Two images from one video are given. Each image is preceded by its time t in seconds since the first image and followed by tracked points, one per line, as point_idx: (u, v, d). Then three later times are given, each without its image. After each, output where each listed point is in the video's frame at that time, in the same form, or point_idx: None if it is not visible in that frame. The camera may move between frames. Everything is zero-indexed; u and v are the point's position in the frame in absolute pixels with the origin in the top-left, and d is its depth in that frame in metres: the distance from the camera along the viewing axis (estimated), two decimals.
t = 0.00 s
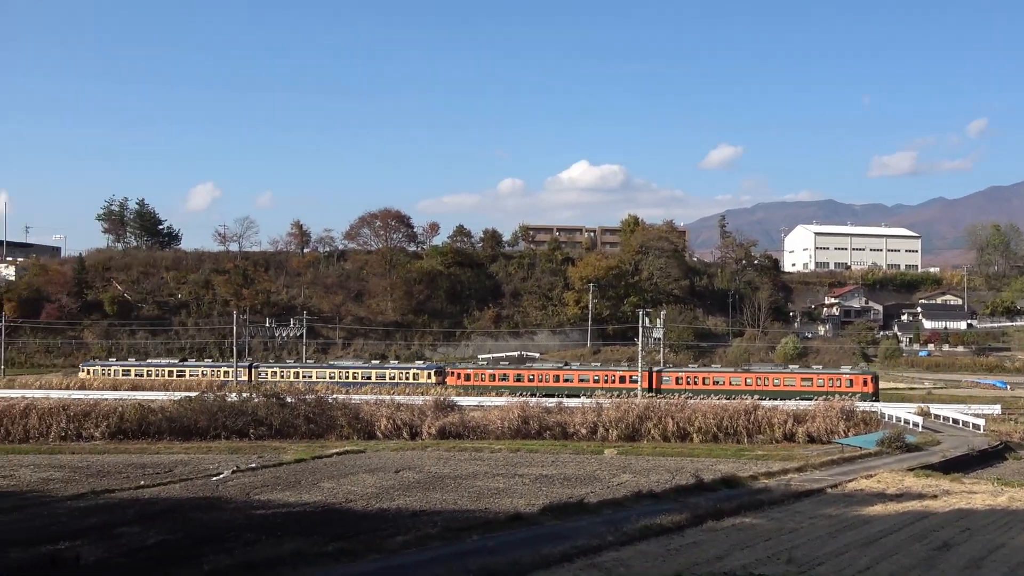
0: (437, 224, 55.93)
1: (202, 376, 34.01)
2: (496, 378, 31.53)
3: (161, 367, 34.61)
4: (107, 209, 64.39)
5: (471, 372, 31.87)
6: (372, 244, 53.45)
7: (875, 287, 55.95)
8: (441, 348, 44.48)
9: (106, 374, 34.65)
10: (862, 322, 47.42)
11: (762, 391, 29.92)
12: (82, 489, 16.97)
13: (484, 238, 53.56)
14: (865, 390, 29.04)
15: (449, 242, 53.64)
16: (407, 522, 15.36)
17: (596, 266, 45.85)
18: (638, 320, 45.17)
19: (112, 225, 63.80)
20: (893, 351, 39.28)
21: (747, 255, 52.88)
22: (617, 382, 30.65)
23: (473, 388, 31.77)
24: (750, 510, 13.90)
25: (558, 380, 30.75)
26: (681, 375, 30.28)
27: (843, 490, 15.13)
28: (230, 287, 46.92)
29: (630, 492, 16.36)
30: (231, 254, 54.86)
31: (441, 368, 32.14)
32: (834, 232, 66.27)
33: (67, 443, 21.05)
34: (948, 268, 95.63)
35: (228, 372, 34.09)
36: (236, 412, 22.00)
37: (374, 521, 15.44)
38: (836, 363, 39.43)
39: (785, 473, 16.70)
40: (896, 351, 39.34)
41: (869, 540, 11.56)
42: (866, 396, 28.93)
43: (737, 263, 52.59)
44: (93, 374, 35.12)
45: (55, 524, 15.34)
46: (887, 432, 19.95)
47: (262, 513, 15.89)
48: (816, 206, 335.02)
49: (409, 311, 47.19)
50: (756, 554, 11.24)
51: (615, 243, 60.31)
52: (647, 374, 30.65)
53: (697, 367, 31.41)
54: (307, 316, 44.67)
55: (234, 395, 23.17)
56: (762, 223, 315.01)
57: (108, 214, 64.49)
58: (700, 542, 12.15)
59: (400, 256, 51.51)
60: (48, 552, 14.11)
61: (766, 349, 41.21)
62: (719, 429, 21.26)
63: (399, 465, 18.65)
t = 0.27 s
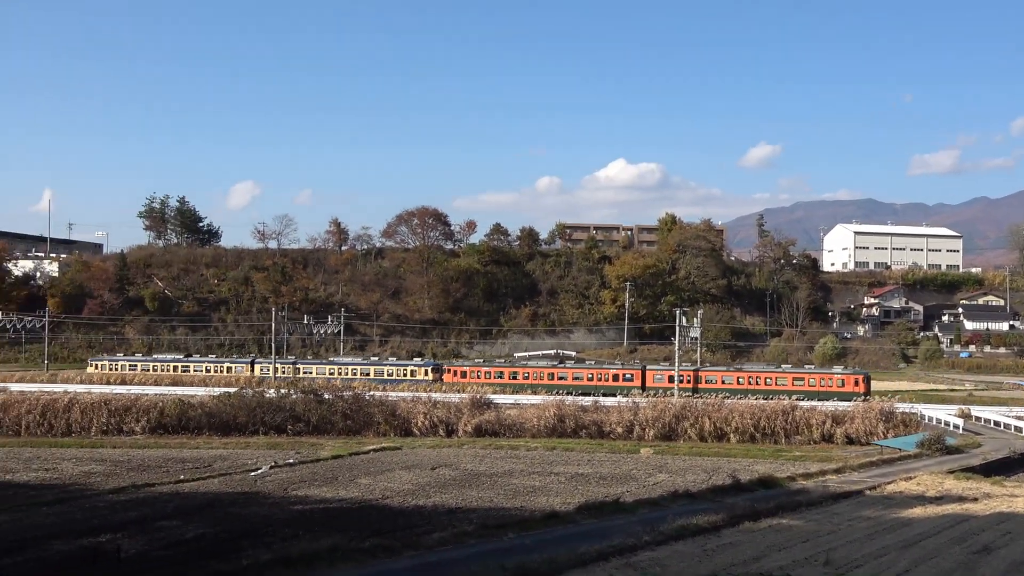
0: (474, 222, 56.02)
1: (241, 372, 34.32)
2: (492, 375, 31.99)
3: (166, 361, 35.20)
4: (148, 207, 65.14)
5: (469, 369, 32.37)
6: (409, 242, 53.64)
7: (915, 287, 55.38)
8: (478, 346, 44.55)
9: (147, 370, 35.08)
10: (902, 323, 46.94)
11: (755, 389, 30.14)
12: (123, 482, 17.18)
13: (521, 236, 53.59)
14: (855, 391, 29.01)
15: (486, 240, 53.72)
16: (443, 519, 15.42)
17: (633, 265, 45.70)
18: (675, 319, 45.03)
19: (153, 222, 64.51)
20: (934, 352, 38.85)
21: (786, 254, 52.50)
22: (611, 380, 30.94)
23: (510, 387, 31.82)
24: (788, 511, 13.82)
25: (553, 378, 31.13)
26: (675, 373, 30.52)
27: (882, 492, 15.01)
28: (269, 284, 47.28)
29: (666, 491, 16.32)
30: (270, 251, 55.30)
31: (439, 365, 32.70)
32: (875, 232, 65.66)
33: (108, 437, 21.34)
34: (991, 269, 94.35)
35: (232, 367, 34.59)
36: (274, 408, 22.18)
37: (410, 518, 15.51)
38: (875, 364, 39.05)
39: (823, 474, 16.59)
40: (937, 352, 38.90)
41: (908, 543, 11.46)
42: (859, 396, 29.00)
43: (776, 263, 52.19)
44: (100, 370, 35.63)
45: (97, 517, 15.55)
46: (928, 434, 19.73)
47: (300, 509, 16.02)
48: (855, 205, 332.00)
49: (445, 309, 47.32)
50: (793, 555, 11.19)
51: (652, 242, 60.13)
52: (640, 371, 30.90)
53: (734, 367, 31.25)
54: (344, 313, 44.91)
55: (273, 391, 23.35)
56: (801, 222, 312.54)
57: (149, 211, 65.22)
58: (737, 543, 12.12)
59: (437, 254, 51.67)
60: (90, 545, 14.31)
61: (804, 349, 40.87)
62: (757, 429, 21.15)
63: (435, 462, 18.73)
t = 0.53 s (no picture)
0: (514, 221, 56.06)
1: (283, 370, 34.62)
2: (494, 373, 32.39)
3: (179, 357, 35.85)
4: (192, 207, 65.90)
5: (471, 367, 32.78)
6: (449, 241, 53.78)
7: (960, 287, 54.68)
8: (518, 345, 44.58)
9: (191, 368, 35.50)
10: (947, 323, 46.37)
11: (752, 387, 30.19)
12: (168, 479, 17.38)
13: (560, 235, 53.61)
14: (852, 391, 28.99)
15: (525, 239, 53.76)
16: (484, 518, 15.46)
17: (673, 265, 45.51)
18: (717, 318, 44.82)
19: (197, 222, 65.26)
20: (979, 352, 38.33)
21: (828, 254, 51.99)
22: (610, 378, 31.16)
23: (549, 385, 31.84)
24: (830, 512, 13.72)
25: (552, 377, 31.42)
26: (673, 371, 30.67)
27: (926, 494, 14.84)
28: (311, 283, 47.62)
29: (707, 492, 16.25)
30: (312, 251, 55.72)
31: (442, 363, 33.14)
32: (919, 231, 64.95)
33: (153, 435, 21.60)
34: None
35: (240, 365, 35.13)
36: (316, 407, 22.32)
37: (451, 517, 15.56)
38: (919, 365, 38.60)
39: (867, 475, 16.44)
40: (982, 352, 38.39)
41: (953, 545, 11.33)
42: (854, 396, 29.08)
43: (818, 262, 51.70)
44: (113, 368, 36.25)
45: (142, 513, 15.76)
46: (973, 435, 19.46)
47: (342, 507, 16.13)
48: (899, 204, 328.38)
49: (485, 309, 47.43)
50: (836, 557, 11.11)
51: (692, 242, 59.90)
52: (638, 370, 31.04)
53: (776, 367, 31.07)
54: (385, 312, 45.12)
55: (314, 390, 23.50)
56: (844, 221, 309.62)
57: (193, 211, 65.97)
58: (779, 544, 12.04)
59: (477, 253, 51.78)
60: (135, 541, 14.51)
61: (847, 349, 40.45)
62: (799, 430, 20.99)
63: (475, 461, 18.77)
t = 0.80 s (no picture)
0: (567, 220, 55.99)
1: (336, 368, 34.91)
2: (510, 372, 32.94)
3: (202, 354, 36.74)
4: (247, 206, 66.70)
5: (486, 366, 33.39)
6: (502, 240, 53.95)
7: (1021, 286, 53.63)
8: (570, 344, 44.55)
9: (246, 366, 35.93)
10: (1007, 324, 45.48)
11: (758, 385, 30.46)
12: (224, 475, 17.61)
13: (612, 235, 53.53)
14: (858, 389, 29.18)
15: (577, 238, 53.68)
16: (536, 517, 15.49)
17: (726, 264, 45.04)
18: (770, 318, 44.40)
19: (252, 221, 66.04)
20: None
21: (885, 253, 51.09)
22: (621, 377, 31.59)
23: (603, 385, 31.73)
24: (886, 514, 13.56)
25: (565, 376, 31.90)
26: (682, 370, 31.02)
27: (985, 497, 14.60)
28: (364, 282, 47.94)
29: (760, 493, 16.13)
30: (366, 250, 56.12)
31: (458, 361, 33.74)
32: (978, 230, 63.87)
33: (209, 431, 21.91)
34: None
35: (261, 362, 35.92)
36: (369, 405, 22.49)
37: (502, 515, 15.61)
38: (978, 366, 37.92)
39: (924, 478, 16.21)
40: None
41: (1013, 549, 11.14)
42: (864, 395, 29.09)
43: (874, 261, 50.96)
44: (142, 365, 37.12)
45: (199, 509, 15.99)
46: None
47: (394, 504, 16.24)
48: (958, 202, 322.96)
49: (537, 308, 47.48)
50: (892, 560, 10.98)
51: (746, 241, 59.49)
52: (648, 369, 31.43)
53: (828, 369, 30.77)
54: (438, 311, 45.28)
55: (368, 388, 23.68)
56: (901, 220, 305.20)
57: (249, 211, 66.76)
58: (835, 546, 11.93)
59: (530, 252, 51.81)
60: (192, 535, 14.72)
61: (903, 350, 39.86)
62: (854, 431, 20.71)
63: (527, 460, 18.79)
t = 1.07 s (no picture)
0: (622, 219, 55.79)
1: (392, 367, 35.15)
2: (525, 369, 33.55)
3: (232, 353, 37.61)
4: (304, 207, 67.41)
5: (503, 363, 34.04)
6: (556, 239, 54.05)
7: None
8: (624, 343, 44.47)
9: (303, 364, 36.33)
10: None
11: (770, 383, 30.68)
12: (282, 472, 17.83)
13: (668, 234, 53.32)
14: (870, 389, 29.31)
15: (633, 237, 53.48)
16: (590, 516, 15.46)
17: (783, 262, 44.76)
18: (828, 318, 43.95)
19: (308, 221, 66.75)
20: None
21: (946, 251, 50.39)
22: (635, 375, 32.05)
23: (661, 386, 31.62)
24: (946, 517, 13.35)
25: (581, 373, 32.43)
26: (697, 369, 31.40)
27: None
28: (419, 281, 48.22)
29: (817, 494, 15.96)
30: (421, 249, 56.43)
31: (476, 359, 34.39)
32: None
33: (266, 429, 22.20)
34: None
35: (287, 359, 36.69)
36: (424, 404, 22.63)
37: (557, 514, 15.61)
38: None
39: (985, 481, 15.93)
40: None
41: None
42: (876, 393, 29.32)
43: (935, 260, 50.04)
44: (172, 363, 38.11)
45: (256, 505, 16.20)
46: None
47: (449, 502, 16.32)
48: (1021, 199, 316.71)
49: (591, 307, 47.45)
50: (952, 564, 10.81)
51: (803, 240, 58.93)
52: (662, 368, 31.87)
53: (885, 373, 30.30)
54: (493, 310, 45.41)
55: (423, 387, 23.82)
56: (962, 217, 300.05)
57: (305, 211, 67.54)
58: (893, 549, 11.76)
59: (584, 251, 51.76)
60: (250, 531, 14.93)
61: (965, 350, 39.19)
62: (913, 432, 20.38)
63: (581, 459, 18.78)
